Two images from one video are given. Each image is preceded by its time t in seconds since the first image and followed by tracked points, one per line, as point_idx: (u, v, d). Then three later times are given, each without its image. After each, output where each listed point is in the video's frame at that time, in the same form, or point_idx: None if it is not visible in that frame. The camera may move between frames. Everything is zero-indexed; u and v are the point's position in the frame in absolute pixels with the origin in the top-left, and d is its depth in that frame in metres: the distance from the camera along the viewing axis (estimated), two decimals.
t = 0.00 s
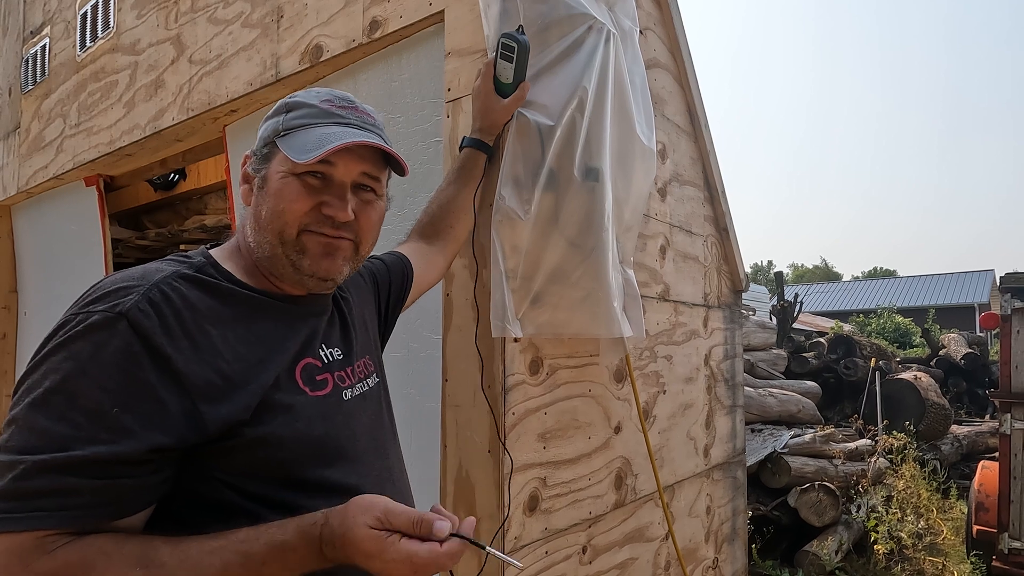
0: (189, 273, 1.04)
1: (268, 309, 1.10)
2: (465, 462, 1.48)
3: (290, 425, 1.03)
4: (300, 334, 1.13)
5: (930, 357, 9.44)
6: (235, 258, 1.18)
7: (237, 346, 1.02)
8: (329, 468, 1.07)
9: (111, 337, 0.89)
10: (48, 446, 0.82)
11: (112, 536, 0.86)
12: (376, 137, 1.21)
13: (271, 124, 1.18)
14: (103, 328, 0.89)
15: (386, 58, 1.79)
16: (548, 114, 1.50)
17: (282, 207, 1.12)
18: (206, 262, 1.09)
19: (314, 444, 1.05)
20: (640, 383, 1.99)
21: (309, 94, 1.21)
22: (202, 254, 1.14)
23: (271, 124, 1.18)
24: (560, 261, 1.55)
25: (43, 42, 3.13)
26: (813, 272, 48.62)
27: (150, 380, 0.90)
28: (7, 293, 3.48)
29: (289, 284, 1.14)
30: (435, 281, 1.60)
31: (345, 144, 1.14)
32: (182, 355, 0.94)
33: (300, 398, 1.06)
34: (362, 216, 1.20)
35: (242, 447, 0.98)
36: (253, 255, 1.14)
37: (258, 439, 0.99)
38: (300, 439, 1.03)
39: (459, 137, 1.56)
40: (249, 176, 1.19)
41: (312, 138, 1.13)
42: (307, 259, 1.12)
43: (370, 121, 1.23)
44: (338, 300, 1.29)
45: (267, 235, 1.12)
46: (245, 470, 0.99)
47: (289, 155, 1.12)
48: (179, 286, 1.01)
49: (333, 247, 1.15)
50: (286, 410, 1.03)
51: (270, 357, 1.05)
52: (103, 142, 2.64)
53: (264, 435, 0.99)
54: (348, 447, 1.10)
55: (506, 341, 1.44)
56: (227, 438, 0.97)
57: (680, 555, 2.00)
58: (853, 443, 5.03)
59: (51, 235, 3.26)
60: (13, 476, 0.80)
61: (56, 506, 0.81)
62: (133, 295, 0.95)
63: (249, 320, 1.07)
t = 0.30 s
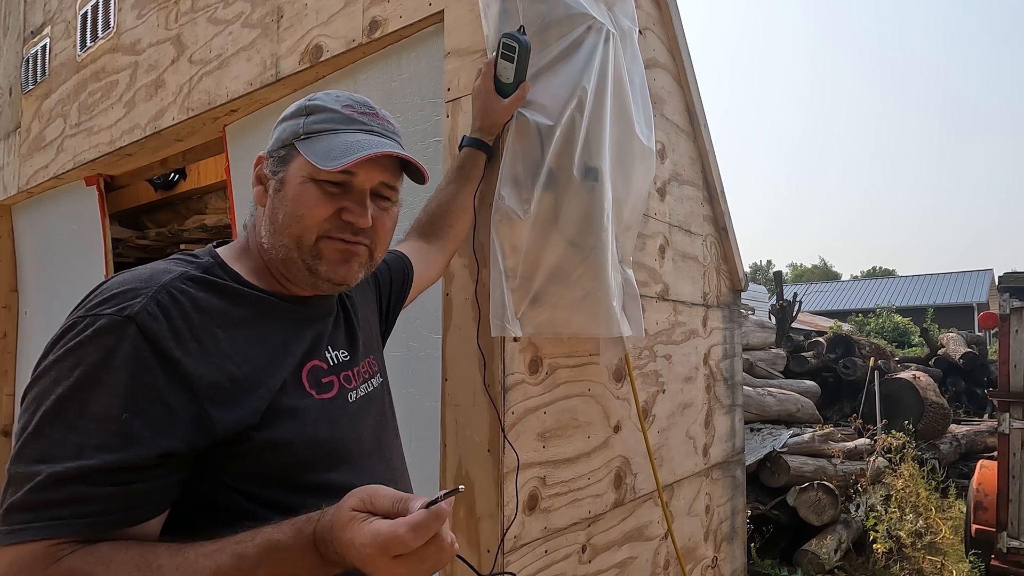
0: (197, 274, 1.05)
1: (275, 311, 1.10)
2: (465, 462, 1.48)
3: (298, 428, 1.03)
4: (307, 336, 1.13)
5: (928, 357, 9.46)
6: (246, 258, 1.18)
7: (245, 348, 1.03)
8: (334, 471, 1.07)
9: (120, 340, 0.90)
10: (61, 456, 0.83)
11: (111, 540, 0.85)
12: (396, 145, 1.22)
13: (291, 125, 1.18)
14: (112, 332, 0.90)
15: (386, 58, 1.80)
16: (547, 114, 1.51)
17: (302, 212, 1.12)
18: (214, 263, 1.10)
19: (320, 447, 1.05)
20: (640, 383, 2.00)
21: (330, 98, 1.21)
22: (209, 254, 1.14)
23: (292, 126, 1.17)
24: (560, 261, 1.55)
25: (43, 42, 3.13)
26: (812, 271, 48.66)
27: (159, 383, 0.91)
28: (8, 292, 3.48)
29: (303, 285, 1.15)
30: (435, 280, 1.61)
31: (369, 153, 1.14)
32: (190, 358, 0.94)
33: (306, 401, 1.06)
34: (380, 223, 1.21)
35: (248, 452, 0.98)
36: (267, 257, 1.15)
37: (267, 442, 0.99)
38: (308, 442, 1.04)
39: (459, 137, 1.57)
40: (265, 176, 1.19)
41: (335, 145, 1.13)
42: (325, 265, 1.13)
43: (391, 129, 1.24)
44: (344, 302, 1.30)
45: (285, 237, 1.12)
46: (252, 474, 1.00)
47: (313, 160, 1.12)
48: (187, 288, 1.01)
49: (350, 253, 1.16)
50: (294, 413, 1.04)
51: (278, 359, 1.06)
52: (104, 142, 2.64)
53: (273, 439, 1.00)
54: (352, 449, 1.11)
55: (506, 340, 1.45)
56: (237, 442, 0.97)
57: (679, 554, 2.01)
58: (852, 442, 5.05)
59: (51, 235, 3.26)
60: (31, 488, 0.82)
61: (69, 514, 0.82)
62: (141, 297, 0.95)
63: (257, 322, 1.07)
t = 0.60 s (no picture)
0: (206, 274, 1.05)
1: (284, 310, 1.11)
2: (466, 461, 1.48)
3: (307, 429, 1.04)
4: (316, 336, 1.14)
5: (926, 356, 9.48)
6: (250, 257, 1.18)
7: (256, 348, 1.03)
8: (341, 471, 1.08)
9: (135, 340, 0.90)
10: (82, 455, 0.83)
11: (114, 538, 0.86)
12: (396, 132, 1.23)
13: (288, 120, 1.17)
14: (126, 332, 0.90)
15: (386, 58, 1.80)
16: (546, 114, 1.51)
17: (310, 205, 1.13)
18: (221, 262, 1.10)
19: (328, 448, 1.06)
20: (639, 382, 2.00)
21: (324, 91, 1.21)
22: (213, 252, 1.14)
23: (289, 121, 1.17)
24: (560, 261, 1.56)
25: (43, 42, 3.13)
26: (811, 271, 48.69)
27: (175, 382, 0.91)
28: (8, 292, 3.48)
29: (314, 279, 1.15)
30: (435, 279, 1.61)
31: (375, 140, 1.16)
32: (203, 357, 0.95)
33: (316, 402, 1.07)
34: (385, 211, 1.23)
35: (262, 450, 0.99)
36: (275, 253, 1.15)
37: (277, 443, 1.00)
38: (317, 442, 1.04)
39: (459, 137, 1.57)
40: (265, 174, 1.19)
41: (339, 136, 1.14)
42: (336, 255, 1.14)
43: (386, 117, 1.26)
44: (348, 301, 1.30)
45: (294, 232, 1.13)
46: (261, 475, 1.00)
47: (318, 152, 1.12)
48: (197, 288, 1.02)
49: (359, 243, 1.17)
50: (303, 414, 1.04)
51: (288, 359, 1.07)
52: (104, 142, 2.64)
53: (285, 439, 1.01)
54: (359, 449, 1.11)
55: (505, 340, 1.45)
56: (249, 442, 0.98)
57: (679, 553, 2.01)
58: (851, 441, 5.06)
59: (52, 234, 3.26)
60: (53, 486, 0.81)
61: (92, 511, 0.82)
62: (153, 297, 0.95)
63: (266, 322, 1.08)
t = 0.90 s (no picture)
0: (198, 267, 1.05)
1: (275, 303, 1.12)
2: (465, 460, 1.49)
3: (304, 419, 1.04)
4: (308, 330, 1.15)
5: (925, 356, 9.49)
6: (244, 256, 1.19)
7: (250, 338, 1.04)
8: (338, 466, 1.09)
9: (134, 322, 0.88)
10: (98, 428, 0.78)
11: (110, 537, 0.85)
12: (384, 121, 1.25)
13: (276, 118, 1.18)
14: (124, 315, 0.88)
15: (386, 58, 1.80)
16: (546, 113, 1.51)
17: (305, 196, 1.13)
18: (212, 258, 1.10)
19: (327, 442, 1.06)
20: (638, 381, 2.01)
21: (310, 87, 1.22)
22: (206, 250, 1.14)
23: (278, 118, 1.17)
24: (559, 260, 1.56)
25: (44, 42, 3.13)
26: (811, 270, 48.72)
27: (179, 361, 0.90)
28: (9, 292, 3.49)
29: (313, 270, 1.16)
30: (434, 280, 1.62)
31: (365, 128, 1.18)
32: (200, 342, 0.95)
33: (311, 394, 1.09)
34: (377, 200, 1.25)
35: (261, 437, 0.98)
36: (272, 249, 1.16)
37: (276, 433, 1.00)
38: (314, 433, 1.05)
39: (458, 136, 1.58)
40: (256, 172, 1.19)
41: (331, 125, 1.16)
42: (335, 245, 1.15)
43: (372, 109, 1.28)
44: (340, 297, 1.31)
45: (291, 225, 1.14)
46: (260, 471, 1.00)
47: (311, 143, 1.13)
48: (189, 279, 1.02)
49: (355, 233, 1.18)
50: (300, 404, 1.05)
51: (283, 350, 1.08)
52: (105, 142, 2.64)
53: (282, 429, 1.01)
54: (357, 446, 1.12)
55: (505, 339, 1.46)
56: (248, 433, 0.98)
57: (678, 551, 2.02)
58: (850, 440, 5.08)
59: (53, 234, 3.26)
60: (69, 462, 0.76)
61: (116, 477, 0.77)
62: (148, 284, 0.94)
63: (258, 314, 1.09)
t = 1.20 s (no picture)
0: (203, 263, 1.06)
1: (279, 299, 1.12)
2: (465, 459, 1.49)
3: (304, 414, 1.04)
4: (313, 325, 1.15)
5: (924, 355, 9.50)
6: (250, 255, 1.18)
7: (251, 334, 1.04)
8: (339, 460, 1.07)
9: (126, 322, 0.90)
10: (63, 433, 0.83)
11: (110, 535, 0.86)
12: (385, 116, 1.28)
13: (279, 115, 1.18)
14: (118, 314, 0.90)
15: (386, 58, 1.81)
16: (546, 113, 1.52)
17: (318, 191, 1.15)
18: (217, 254, 1.12)
19: (329, 436, 1.06)
20: (638, 380, 2.01)
21: (310, 85, 1.23)
22: (210, 247, 1.15)
23: (282, 114, 1.17)
24: (558, 259, 1.56)
25: (44, 41, 3.13)
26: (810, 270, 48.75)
27: (165, 365, 0.92)
28: (9, 291, 3.49)
29: (323, 265, 1.17)
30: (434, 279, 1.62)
31: (374, 121, 1.21)
32: (196, 341, 0.96)
33: (313, 388, 1.08)
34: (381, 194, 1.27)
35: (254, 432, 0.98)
36: (281, 245, 1.16)
37: (276, 427, 1.00)
38: (315, 429, 1.04)
39: (458, 136, 1.58)
40: (260, 170, 1.18)
41: (341, 121, 1.18)
42: (347, 237, 1.17)
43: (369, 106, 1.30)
44: (344, 298, 1.32)
45: (303, 220, 1.15)
46: (258, 464, 1.00)
47: (323, 137, 1.16)
48: (193, 274, 1.03)
49: (364, 226, 1.21)
50: (301, 399, 1.05)
51: (285, 345, 1.08)
52: (105, 142, 2.65)
53: (280, 423, 1.01)
54: (359, 442, 1.11)
55: (504, 339, 1.46)
56: (245, 424, 0.98)
57: (677, 550, 2.03)
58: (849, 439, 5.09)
59: (53, 233, 3.27)
60: (30, 462, 0.81)
61: (68, 490, 0.82)
62: (148, 282, 0.96)
63: (262, 309, 1.09)
